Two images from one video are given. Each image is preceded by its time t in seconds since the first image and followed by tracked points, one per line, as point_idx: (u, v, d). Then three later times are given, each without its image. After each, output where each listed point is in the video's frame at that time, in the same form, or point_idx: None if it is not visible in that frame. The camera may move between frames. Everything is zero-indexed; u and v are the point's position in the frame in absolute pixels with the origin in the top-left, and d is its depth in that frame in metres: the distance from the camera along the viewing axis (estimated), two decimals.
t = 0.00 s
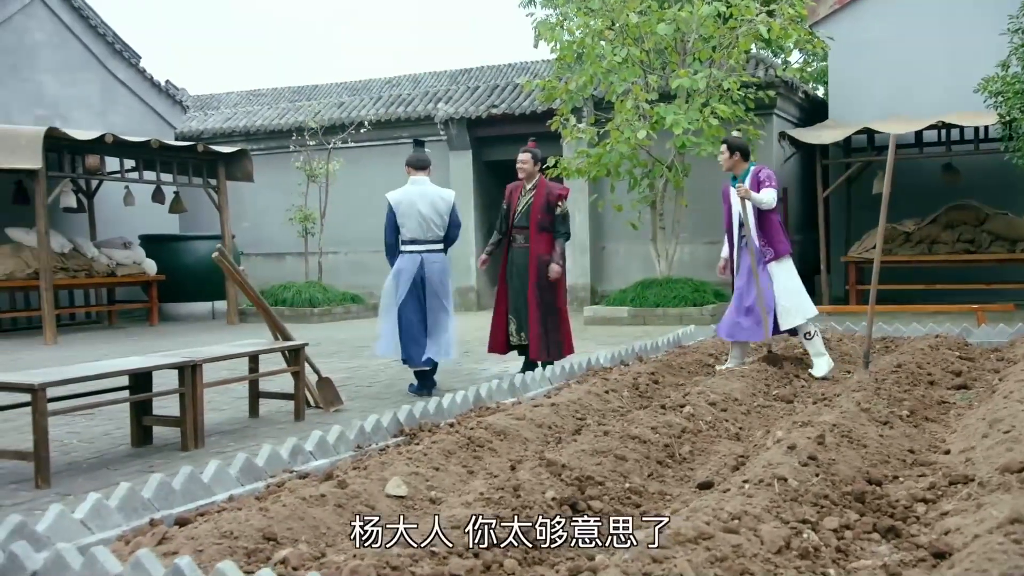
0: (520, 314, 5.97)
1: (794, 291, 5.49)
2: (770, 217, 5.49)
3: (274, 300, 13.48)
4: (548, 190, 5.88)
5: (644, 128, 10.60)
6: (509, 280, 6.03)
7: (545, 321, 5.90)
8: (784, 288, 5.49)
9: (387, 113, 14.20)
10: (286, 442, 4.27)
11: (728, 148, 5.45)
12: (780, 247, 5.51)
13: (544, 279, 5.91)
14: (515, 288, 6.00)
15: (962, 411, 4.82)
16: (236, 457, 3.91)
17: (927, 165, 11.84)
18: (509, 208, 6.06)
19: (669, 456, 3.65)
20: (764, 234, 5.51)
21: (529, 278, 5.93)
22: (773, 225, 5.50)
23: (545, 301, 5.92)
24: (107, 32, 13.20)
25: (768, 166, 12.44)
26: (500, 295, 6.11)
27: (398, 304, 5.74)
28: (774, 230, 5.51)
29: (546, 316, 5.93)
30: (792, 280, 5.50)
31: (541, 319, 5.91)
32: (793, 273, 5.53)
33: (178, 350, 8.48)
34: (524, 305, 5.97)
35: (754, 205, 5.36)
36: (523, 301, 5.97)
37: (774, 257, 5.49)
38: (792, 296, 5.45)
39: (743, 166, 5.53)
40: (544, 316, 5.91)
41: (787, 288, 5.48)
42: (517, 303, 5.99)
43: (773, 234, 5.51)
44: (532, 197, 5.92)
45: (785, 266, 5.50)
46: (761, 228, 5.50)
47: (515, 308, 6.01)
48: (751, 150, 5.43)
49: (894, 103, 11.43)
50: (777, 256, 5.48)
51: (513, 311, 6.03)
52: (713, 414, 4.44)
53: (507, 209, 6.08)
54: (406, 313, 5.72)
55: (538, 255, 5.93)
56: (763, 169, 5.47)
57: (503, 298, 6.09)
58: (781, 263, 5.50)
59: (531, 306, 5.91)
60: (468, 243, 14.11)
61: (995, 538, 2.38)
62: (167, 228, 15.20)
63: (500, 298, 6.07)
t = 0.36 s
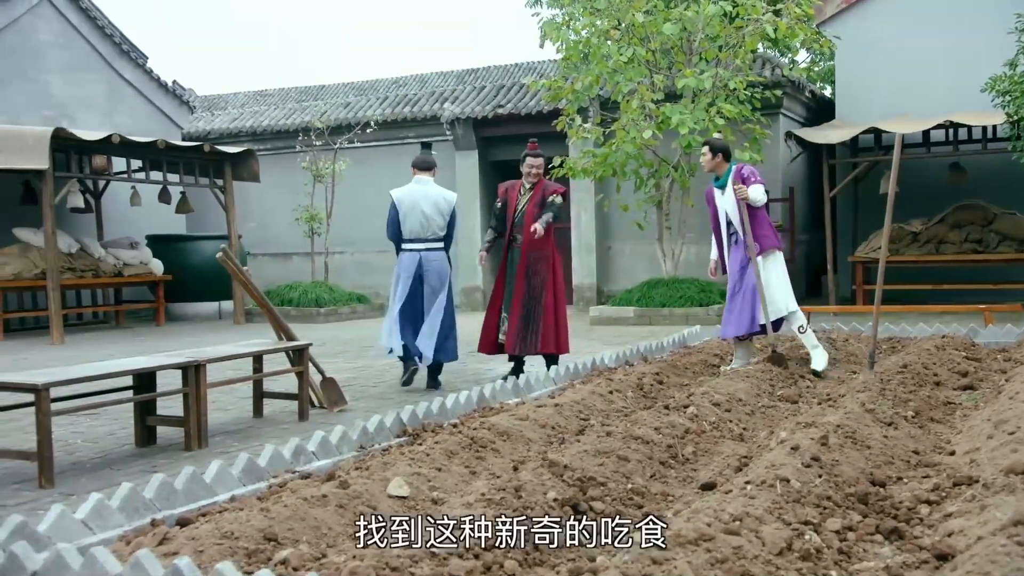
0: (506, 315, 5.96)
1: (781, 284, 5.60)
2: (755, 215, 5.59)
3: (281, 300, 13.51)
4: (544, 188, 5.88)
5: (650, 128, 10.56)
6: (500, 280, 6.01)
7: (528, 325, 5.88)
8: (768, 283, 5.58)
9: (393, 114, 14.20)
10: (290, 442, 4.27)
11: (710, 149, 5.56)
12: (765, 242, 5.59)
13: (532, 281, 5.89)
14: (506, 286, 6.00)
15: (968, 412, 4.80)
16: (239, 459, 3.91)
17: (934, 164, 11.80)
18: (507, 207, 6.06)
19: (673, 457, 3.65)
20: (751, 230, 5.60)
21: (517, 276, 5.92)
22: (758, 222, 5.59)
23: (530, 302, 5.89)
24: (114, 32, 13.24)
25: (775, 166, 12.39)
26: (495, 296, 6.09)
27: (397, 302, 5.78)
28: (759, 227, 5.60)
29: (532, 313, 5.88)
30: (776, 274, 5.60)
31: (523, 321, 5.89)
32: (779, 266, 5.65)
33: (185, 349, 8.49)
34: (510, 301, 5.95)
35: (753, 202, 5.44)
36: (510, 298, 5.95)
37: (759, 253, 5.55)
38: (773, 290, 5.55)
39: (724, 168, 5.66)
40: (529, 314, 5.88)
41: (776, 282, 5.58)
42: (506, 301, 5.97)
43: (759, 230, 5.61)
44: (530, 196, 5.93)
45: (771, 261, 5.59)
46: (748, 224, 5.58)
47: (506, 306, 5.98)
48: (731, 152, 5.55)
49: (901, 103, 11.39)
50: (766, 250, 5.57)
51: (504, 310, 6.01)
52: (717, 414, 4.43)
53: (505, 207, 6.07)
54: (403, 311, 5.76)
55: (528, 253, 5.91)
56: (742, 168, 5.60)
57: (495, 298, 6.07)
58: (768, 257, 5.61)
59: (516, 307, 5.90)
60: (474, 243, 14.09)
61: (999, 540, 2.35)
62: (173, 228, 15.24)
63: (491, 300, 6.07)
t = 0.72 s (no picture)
0: (512, 316, 5.92)
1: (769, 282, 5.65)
2: (751, 214, 5.59)
3: (282, 300, 13.50)
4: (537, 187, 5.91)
5: (652, 129, 10.56)
6: (505, 283, 5.95)
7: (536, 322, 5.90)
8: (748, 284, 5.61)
9: (395, 114, 14.19)
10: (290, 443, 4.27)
11: (709, 148, 5.56)
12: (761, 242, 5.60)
13: (535, 281, 5.90)
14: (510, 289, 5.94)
15: (969, 412, 4.79)
16: (238, 459, 3.91)
17: (936, 164, 11.79)
18: (498, 210, 5.99)
19: (673, 458, 3.64)
20: (743, 226, 5.62)
21: (523, 277, 5.91)
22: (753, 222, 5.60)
23: (535, 301, 5.91)
24: (116, 32, 13.24)
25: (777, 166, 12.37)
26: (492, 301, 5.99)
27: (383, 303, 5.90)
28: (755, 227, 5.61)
29: (546, 309, 5.92)
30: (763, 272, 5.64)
31: (535, 319, 5.90)
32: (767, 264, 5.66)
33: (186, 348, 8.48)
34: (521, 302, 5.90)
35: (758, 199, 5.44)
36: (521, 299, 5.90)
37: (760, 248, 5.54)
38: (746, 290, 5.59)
39: (723, 168, 5.65)
40: (542, 311, 5.91)
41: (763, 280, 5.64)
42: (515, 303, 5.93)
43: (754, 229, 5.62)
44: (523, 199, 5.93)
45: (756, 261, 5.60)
46: (741, 221, 5.60)
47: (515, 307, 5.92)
48: (731, 152, 5.55)
49: (902, 102, 11.38)
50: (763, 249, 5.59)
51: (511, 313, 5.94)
52: (718, 414, 4.43)
53: (495, 210, 6.00)
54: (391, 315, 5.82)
55: (532, 253, 5.92)
56: (738, 168, 5.59)
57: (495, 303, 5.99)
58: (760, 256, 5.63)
59: (522, 307, 5.89)
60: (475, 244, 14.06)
61: (999, 541, 2.35)
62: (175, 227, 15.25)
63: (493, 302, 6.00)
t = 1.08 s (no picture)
0: (518, 318, 5.93)
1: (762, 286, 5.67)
2: (753, 216, 5.59)
3: (283, 300, 13.50)
4: (550, 190, 5.91)
5: (652, 129, 10.55)
6: (513, 285, 5.93)
7: (549, 323, 5.92)
8: (739, 284, 5.62)
9: (396, 114, 14.20)
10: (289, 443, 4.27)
11: (714, 148, 5.56)
12: (760, 245, 5.59)
13: (548, 283, 5.90)
14: (518, 291, 5.93)
15: (969, 412, 4.79)
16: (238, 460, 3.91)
17: (937, 164, 11.78)
18: (504, 209, 5.96)
19: (673, 458, 3.64)
20: (744, 228, 5.63)
21: (534, 280, 5.91)
22: (754, 223, 5.60)
23: (548, 305, 5.91)
24: (117, 33, 13.25)
25: (778, 166, 12.36)
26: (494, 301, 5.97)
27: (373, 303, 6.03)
28: (755, 229, 5.61)
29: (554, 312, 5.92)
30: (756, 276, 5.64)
31: (546, 323, 5.92)
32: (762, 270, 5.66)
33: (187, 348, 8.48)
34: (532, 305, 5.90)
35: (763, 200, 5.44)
36: (532, 302, 5.90)
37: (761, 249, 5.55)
38: (737, 289, 5.61)
39: (728, 168, 5.65)
40: (553, 314, 5.91)
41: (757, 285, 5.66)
42: (524, 305, 5.92)
43: (753, 230, 5.61)
44: (535, 202, 5.92)
45: (752, 263, 5.60)
46: (742, 223, 5.61)
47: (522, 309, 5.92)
48: (736, 152, 5.55)
49: (903, 102, 11.37)
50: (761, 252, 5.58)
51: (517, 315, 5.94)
52: (719, 415, 4.42)
53: (503, 210, 5.96)
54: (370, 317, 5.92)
55: (545, 257, 5.93)
56: (744, 169, 5.60)
57: (500, 305, 5.96)
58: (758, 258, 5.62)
59: (532, 309, 5.90)
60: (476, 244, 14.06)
61: (999, 542, 2.35)
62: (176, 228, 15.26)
63: (496, 301, 5.95)
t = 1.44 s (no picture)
0: (518, 317, 5.94)
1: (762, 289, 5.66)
2: (755, 218, 5.58)
3: (284, 300, 13.49)
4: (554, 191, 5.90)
5: (653, 129, 10.53)
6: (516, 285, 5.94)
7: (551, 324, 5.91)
8: (740, 289, 5.62)
9: (397, 114, 14.19)
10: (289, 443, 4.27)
11: (721, 147, 5.55)
12: (760, 248, 5.57)
13: (552, 283, 5.91)
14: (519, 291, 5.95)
15: (969, 412, 4.78)
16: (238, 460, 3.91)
17: (938, 164, 11.77)
18: (509, 210, 5.98)
19: (674, 458, 3.64)
20: (745, 231, 5.59)
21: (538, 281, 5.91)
22: (756, 226, 5.58)
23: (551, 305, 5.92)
24: (118, 33, 13.25)
25: (779, 166, 12.36)
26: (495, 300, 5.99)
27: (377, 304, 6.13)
28: (757, 231, 5.59)
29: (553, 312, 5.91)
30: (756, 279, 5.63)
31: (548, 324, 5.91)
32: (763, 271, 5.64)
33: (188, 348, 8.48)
34: (533, 306, 5.91)
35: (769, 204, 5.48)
36: (532, 301, 5.90)
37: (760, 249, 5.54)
38: (737, 296, 5.60)
39: (733, 167, 5.65)
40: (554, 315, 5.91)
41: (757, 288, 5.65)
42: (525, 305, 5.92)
43: (754, 233, 5.58)
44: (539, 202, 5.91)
45: (751, 266, 5.58)
46: (744, 225, 5.58)
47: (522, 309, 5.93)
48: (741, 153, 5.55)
49: (904, 102, 11.36)
50: (760, 255, 5.57)
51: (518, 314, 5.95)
52: (719, 415, 4.42)
53: (508, 210, 5.97)
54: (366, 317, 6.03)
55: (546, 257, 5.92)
56: (750, 170, 5.61)
57: (502, 304, 5.98)
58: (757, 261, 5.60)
59: (532, 310, 5.90)
60: (477, 244, 14.05)
61: (1000, 542, 2.34)
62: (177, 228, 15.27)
63: (496, 300, 5.97)
